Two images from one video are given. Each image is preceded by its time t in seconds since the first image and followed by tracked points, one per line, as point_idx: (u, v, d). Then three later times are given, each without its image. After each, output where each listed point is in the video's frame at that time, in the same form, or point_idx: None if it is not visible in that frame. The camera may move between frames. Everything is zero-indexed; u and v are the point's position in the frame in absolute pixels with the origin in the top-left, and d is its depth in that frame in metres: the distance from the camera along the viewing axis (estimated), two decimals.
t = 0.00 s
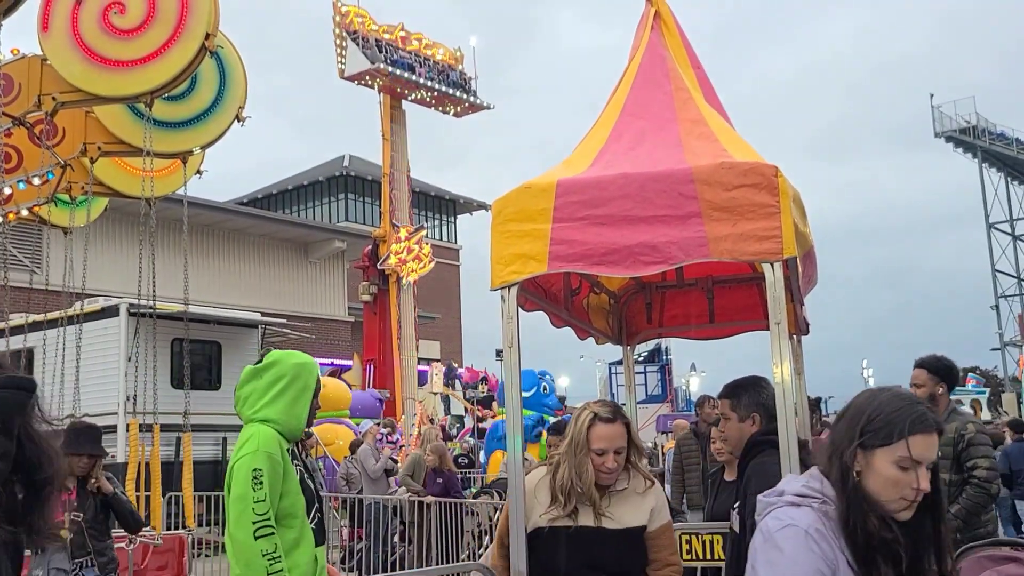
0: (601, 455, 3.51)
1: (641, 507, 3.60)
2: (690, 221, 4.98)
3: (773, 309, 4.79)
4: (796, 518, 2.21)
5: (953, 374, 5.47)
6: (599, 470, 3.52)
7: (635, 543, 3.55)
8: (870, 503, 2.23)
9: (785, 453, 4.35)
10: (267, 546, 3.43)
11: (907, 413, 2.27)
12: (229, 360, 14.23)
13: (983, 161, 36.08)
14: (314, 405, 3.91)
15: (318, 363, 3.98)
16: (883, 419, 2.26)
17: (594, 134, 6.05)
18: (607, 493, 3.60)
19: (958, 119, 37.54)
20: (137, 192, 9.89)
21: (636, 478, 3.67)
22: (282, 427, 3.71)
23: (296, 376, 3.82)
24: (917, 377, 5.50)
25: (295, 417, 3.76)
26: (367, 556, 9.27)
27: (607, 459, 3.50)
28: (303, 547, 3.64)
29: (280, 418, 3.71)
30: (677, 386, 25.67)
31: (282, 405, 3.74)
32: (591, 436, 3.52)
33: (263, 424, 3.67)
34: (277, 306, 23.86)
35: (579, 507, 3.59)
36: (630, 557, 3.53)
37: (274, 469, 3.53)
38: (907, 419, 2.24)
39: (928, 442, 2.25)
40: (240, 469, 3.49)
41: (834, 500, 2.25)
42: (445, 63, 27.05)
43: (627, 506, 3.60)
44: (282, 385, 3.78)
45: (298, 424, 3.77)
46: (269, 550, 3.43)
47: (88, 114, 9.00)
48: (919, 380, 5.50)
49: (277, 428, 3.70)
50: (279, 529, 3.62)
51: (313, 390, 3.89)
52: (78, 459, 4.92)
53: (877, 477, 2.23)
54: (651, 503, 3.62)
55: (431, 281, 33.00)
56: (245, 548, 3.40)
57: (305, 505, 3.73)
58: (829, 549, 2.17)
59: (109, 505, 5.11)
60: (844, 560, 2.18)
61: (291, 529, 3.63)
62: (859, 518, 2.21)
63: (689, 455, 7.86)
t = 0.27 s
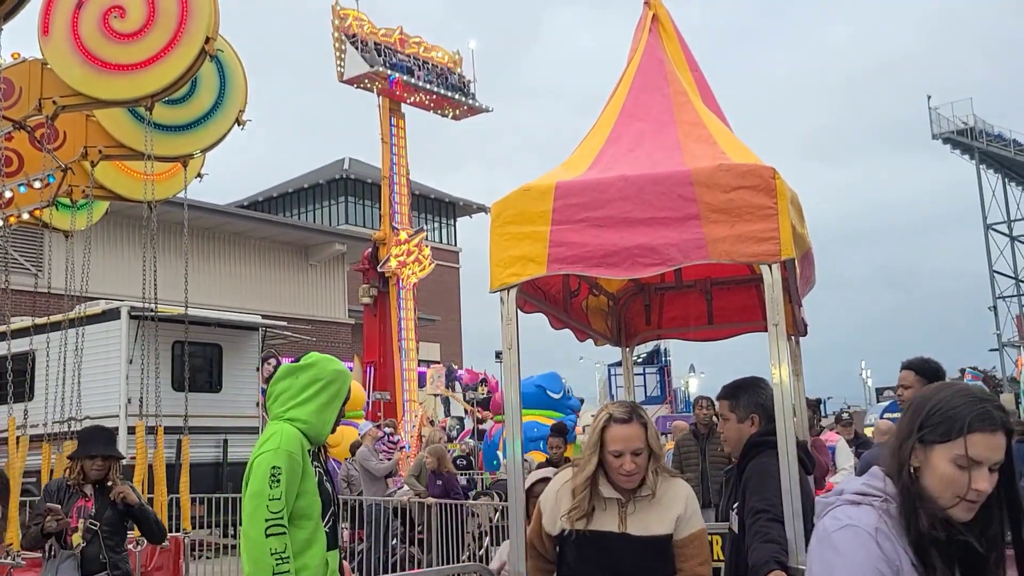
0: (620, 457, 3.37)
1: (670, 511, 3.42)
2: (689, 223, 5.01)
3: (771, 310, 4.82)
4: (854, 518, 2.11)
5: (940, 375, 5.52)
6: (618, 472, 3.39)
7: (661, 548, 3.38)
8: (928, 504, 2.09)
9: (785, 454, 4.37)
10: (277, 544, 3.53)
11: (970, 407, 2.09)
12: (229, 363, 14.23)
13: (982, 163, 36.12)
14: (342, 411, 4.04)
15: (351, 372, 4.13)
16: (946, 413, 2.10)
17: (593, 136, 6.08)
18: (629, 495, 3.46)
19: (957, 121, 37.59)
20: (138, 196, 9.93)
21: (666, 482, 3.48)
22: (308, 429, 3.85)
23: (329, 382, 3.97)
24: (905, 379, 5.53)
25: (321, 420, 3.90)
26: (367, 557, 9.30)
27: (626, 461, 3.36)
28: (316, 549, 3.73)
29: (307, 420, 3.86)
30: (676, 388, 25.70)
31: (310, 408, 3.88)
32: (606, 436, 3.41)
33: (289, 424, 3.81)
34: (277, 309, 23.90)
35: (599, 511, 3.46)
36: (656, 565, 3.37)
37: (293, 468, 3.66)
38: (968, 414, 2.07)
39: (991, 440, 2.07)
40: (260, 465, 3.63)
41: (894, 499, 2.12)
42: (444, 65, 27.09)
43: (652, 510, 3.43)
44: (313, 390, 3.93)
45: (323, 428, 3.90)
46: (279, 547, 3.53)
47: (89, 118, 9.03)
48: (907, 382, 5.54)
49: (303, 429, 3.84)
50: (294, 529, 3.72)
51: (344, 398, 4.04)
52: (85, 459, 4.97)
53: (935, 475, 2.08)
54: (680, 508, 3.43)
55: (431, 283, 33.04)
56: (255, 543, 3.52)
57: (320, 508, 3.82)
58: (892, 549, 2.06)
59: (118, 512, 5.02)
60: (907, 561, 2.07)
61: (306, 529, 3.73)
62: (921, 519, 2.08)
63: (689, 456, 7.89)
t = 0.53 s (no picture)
0: (620, 455, 3.33)
1: (673, 516, 3.30)
2: (688, 225, 5.00)
3: (770, 312, 4.81)
4: (932, 515, 1.99)
5: (929, 379, 5.55)
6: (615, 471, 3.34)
7: (660, 554, 3.25)
8: (1002, 493, 1.98)
9: (783, 455, 4.38)
10: (287, 545, 3.52)
11: None
12: (228, 367, 14.21)
13: (981, 164, 36.09)
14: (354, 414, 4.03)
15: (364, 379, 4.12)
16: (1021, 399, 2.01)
17: (591, 138, 6.08)
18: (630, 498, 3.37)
19: (957, 122, 37.57)
20: (137, 200, 9.92)
21: (672, 487, 3.36)
22: (320, 431, 3.84)
23: (343, 386, 3.96)
24: (896, 382, 5.53)
25: (334, 424, 3.89)
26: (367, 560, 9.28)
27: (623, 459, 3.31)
28: (324, 551, 3.72)
29: (320, 422, 3.85)
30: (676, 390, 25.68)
31: (326, 410, 3.88)
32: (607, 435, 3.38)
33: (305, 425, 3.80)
34: (277, 312, 23.89)
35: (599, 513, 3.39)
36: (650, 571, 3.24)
37: (307, 469, 3.65)
38: None
39: None
40: (272, 465, 3.62)
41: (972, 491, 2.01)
42: (442, 68, 27.07)
43: (654, 515, 3.31)
44: (328, 391, 3.92)
45: (336, 431, 3.89)
46: (288, 547, 3.52)
47: (87, 122, 9.02)
48: (897, 386, 5.54)
49: (317, 432, 3.84)
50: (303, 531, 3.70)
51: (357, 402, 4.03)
52: (97, 465, 4.87)
53: (1009, 463, 1.98)
54: (684, 514, 3.30)
55: (430, 286, 33.04)
56: (265, 543, 3.50)
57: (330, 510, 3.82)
58: (977, 544, 1.94)
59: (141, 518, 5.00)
60: (992, 557, 1.95)
61: (314, 530, 3.72)
62: (997, 509, 1.97)
63: (689, 458, 7.87)
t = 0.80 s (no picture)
0: (582, 456, 2.88)
1: (643, 527, 2.83)
2: (686, 224, 4.99)
3: (769, 311, 4.79)
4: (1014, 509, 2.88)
5: (924, 377, 5.52)
6: (578, 476, 2.88)
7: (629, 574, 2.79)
8: None
9: (783, 454, 4.37)
10: (291, 545, 3.51)
11: None
12: (228, 368, 14.20)
13: (979, 162, 36.11)
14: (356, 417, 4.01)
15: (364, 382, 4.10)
16: None
17: (588, 138, 6.07)
18: (596, 507, 2.91)
19: (955, 120, 37.61)
20: (135, 201, 9.90)
21: (644, 494, 2.89)
22: (323, 433, 3.83)
23: (345, 389, 3.95)
24: (893, 382, 5.50)
25: (337, 425, 3.87)
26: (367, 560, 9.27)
27: (585, 462, 2.86)
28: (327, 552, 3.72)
29: (322, 424, 3.83)
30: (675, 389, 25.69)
31: (329, 412, 3.87)
32: (567, 435, 2.93)
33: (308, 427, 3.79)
34: (275, 313, 23.88)
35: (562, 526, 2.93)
36: None
37: (312, 471, 3.64)
38: None
39: None
40: (277, 467, 3.60)
41: None
42: (438, 68, 27.06)
43: (621, 527, 2.85)
44: (330, 393, 3.91)
45: (338, 433, 3.88)
46: (293, 548, 3.52)
47: (84, 123, 9.00)
48: (894, 385, 5.51)
49: (319, 434, 3.83)
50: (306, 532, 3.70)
51: (358, 405, 4.02)
52: (110, 468, 4.84)
53: None
54: (658, 525, 2.83)
55: (429, 287, 33.03)
56: (271, 544, 3.50)
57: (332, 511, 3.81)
58: None
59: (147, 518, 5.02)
60: None
61: (318, 531, 3.72)
62: None
63: (688, 458, 7.86)
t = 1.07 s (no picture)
0: (567, 443, 2.80)
1: (628, 524, 2.77)
2: (684, 225, 4.97)
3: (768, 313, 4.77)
4: None
5: (927, 378, 5.43)
6: (561, 465, 2.79)
7: (616, 572, 2.71)
8: None
9: (782, 456, 4.34)
10: (289, 546, 3.50)
11: None
12: (227, 371, 14.17)
13: (978, 163, 36.13)
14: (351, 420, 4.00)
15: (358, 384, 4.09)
16: None
17: (585, 139, 6.05)
18: (576, 501, 2.83)
19: (954, 120, 37.65)
20: (134, 205, 9.90)
21: (626, 489, 2.83)
22: (318, 435, 3.81)
23: (340, 391, 3.93)
24: (894, 383, 5.44)
25: (331, 427, 3.86)
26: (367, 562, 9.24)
27: (570, 450, 2.78)
28: (324, 553, 3.71)
29: (317, 425, 3.82)
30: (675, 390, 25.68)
31: (324, 413, 3.85)
32: (551, 421, 2.84)
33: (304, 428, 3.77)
34: (275, 316, 23.86)
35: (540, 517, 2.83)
36: None
37: (308, 471, 3.63)
38: None
39: None
40: (273, 467, 3.57)
41: None
42: (434, 69, 27.05)
43: (604, 523, 2.78)
44: (326, 394, 3.89)
45: (333, 434, 3.87)
46: (292, 549, 3.50)
47: (81, 126, 8.98)
48: (896, 387, 5.44)
49: (314, 436, 3.81)
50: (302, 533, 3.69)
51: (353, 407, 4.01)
52: (127, 458, 4.63)
53: None
54: (644, 523, 2.77)
55: (428, 289, 33.02)
56: (268, 545, 3.47)
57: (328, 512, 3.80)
58: None
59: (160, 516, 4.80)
60: None
61: (315, 532, 3.71)
62: None
63: (688, 460, 7.84)
